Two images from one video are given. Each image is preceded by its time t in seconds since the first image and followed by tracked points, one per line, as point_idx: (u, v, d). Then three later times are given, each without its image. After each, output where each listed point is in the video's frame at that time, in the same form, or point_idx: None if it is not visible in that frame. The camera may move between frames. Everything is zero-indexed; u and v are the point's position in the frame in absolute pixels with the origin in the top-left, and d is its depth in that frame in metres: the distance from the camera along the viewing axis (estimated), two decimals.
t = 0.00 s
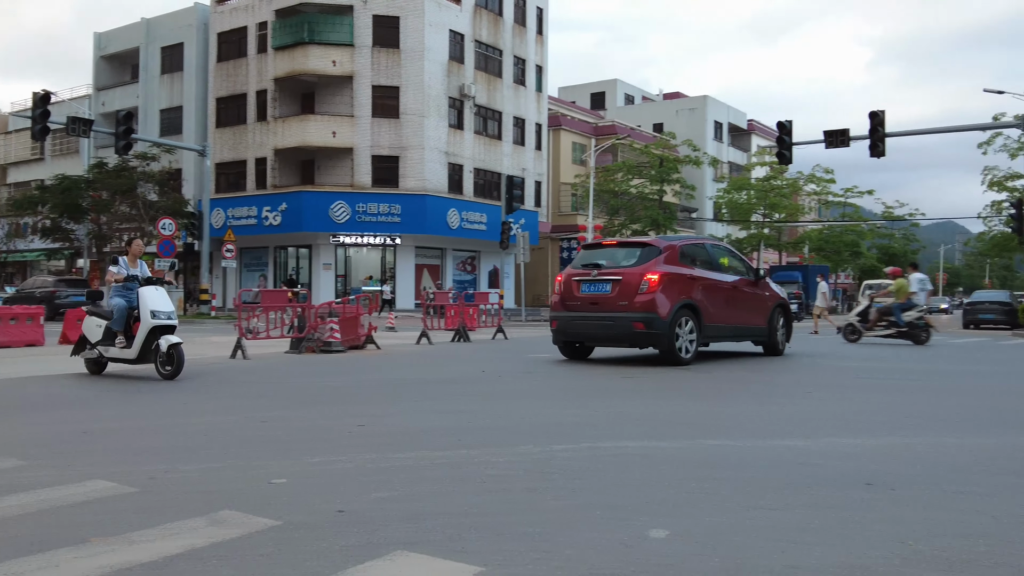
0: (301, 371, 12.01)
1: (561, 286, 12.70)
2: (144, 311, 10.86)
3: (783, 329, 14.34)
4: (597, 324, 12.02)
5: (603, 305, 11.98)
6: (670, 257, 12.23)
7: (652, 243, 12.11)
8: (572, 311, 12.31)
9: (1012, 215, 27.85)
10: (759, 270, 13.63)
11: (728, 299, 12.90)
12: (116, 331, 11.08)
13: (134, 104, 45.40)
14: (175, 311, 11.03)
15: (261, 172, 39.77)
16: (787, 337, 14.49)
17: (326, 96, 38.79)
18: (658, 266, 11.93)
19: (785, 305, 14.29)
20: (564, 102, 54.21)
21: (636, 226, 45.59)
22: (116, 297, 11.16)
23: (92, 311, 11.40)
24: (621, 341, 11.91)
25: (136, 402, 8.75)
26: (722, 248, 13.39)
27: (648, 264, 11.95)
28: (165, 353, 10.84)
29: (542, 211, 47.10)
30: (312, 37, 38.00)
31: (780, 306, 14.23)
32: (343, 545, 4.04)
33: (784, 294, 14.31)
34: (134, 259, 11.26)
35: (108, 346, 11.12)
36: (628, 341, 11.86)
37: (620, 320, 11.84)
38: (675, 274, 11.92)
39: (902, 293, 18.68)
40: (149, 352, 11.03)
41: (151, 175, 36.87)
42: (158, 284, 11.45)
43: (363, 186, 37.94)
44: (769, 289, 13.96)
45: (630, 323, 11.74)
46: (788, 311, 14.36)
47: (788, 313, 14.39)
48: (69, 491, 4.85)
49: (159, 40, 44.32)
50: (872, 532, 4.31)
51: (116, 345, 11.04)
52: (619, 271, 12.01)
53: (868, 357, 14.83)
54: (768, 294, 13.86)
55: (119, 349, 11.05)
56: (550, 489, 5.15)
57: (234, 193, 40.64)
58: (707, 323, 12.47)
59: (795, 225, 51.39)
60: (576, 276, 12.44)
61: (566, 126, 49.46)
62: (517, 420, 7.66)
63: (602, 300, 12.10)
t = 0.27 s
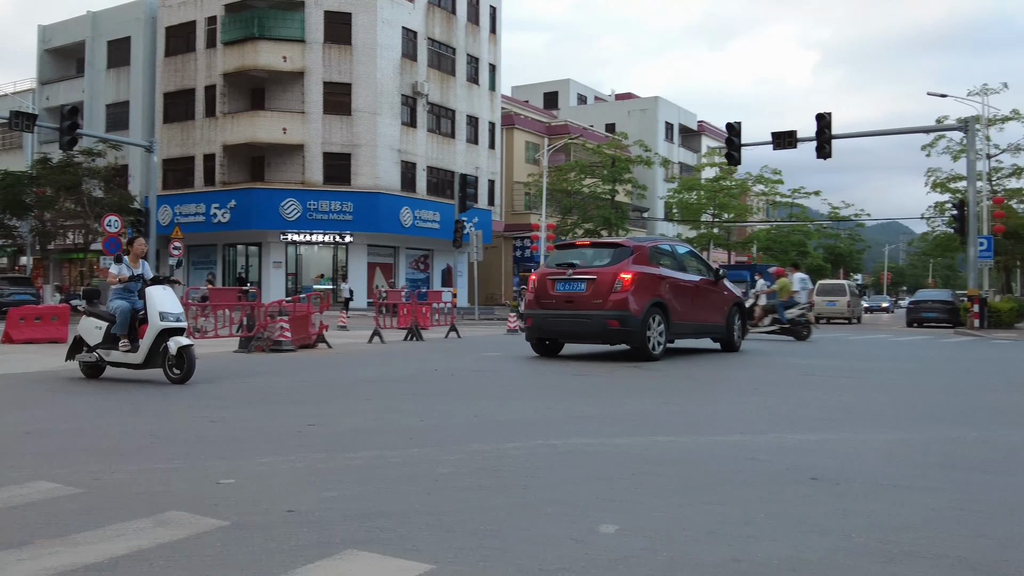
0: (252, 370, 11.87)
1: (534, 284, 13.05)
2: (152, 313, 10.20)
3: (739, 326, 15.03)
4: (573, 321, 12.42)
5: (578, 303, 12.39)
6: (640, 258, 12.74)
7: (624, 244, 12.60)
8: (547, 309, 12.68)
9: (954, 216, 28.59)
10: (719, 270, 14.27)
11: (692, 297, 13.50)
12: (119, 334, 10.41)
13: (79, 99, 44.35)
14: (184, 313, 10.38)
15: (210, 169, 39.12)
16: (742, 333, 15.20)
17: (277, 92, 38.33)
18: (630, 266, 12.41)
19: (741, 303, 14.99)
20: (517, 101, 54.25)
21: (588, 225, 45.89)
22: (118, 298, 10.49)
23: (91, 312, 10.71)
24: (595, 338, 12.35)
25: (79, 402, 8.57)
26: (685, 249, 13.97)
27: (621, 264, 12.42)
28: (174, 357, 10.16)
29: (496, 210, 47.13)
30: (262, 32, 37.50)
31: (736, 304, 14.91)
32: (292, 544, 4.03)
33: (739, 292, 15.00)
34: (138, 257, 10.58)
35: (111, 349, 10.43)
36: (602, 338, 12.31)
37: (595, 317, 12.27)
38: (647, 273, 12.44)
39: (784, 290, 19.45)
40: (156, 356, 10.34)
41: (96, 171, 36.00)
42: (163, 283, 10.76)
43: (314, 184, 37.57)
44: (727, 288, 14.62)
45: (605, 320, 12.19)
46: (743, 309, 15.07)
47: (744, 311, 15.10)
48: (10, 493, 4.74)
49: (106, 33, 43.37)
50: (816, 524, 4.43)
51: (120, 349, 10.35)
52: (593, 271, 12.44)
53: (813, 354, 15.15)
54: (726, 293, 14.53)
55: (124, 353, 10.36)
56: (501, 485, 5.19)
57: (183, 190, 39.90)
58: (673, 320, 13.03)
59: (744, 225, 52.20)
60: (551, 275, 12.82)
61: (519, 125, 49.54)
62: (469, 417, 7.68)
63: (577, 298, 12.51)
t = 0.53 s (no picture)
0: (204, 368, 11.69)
1: (510, 280, 13.44)
2: (184, 310, 9.41)
3: (700, 321, 15.69)
4: (550, 317, 12.87)
5: (555, 299, 12.84)
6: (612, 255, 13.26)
7: (598, 242, 13.09)
8: (523, 305, 13.09)
9: (902, 214, 29.22)
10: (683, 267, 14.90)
11: (659, 293, 14.09)
12: (146, 332, 9.63)
13: (25, 91, 43.20)
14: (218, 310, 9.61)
15: (161, 163, 38.41)
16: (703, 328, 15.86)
17: (230, 86, 37.76)
18: (604, 264, 12.92)
19: (703, 300, 15.66)
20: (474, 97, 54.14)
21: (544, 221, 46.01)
22: (144, 294, 9.69)
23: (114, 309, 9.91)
24: (571, 332, 12.83)
25: (25, 401, 8.35)
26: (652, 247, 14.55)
27: (595, 261, 12.92)
28: (209, 357, 9.38)
29: (452, 206, 47.01)
30: (214, 24, 36.89)
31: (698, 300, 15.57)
32: (244, 543, 3.99)
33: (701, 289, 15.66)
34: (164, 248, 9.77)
35: (138, 349, 9.65)
36: (578, 332, 12.80)
37: (571, 312, 12.74)
38: (621, 271, 12.96)
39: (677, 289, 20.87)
40: (188, 357, 9.54)
41: (44, 164, 35.12)
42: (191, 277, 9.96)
43: (268, 178, 37.08)
44: (690, 285, 15.25)
45: (581, 315, 12.68)
46: (704, 304, 15.72)
47: (704, 307, 15.76)
48: None
49: (53, 24, 42.34)
50: (766, 517, 4.50)
51: (148, 348, 9.57)
52: (569, 267, 12.89)
53: (766, 349, 15.38)
54: (690, 289, 15.17)
55: (153, 354, 9.58)
56: (457, 482, 5.19)
57: (133, 184, 39.11)
58: (643, 315, 13.61)
59: (698, 222, 52.78)
60: (527, 271, 13.23)
61: (476, 122, 49.44)
62: (426, 414, 7.67)
63: (553, 294, 12.96)
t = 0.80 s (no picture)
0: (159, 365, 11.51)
1: (488, 277, 13.94)
2: (252, 306, 8.90)
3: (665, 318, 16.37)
4: (527, 311, 13.39)
5: (532, 294, 13.37)
6: (587, 253, 13.86)
7: (574, 241, 13.66)
8: (502, 300, 13.60)
9: (855, 211, 29.80)
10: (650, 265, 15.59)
11: (629, 289, 14.74)
12: (206, 331, 9.07)
13: None
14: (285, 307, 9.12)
15: (114, 156, 37.68)
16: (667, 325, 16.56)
17: (185, 78, 37.15)
18: (579, 261, 13.50)
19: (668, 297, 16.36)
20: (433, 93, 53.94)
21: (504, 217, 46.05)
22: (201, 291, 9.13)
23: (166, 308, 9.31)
24: (548, 326, 13.38)
25: None
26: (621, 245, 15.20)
27: (571, 259, 13.49)
28: (279, 358, 8.85)
29: (412, 201, 46.80)
30: (169, 16, 36.24)
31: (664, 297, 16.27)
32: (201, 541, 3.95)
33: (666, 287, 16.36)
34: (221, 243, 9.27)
35: (196, 349, 9.08)
36: (555, 326, 13.35)
37: (548, 307, 13.28)
38: (595, 268, 13.55)
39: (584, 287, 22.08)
40: (255, 358, 8.97)
41: None
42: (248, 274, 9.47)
43: (223, 172, 36.52)
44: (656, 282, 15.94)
45: (558, 310, 13.24)
46: (669, 301, 16.42)
47: (669, 304, 16.46)
48: None
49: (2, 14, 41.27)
50: (723, 510, 4.59)
51: (208, 348, 9.00)
52: (546, 265, 13.44)
53: (722, 344, 15.59)
54: (656, 286, 15.86)
55: (216, 354, 9.00)
56: (415, 478, 5.19)
57: (85, 178, 38.30)
58: (615, 311, 14.24)
59: (656, 219, 53.26)
60: (505, 268, 13.75)
61: (435, 117, 49.26)
62: (385, 410, 7.65)
63: (530, 290, 13.50)
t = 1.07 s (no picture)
0: (119, 361, 11.35)
1: (468, 272, 14.11)
2: (360, 303, 8.39)
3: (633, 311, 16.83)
4: (508, 306, 13.63)
5: (513, 290, 13.61)
6: (564, 249, 14.17)
7: (553, 237, 13.96)
8: (483, 295, 13.79)
9: (816, 208, 30.23)
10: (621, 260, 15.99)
11: (603, 284, 15.13)
12: (308, 329, 8.55)
13: None
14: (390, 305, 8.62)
15: (73, 149, 37.02)
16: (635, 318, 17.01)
17: (145, 71, 36.58)
18: (558, 257, 13.81)
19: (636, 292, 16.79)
20: (398, 87, 53.68)
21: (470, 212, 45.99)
22: (298, 287, 8.59)
23: (256, 305, 8.76)
24: (529, 321, 13.65)
25: None
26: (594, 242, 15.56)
27: (551, 255, 13.79)
28: (390, 358, 8.38)
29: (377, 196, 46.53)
30: (129, 7, 35.66)
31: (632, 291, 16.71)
32: (163, 538, 3.92)
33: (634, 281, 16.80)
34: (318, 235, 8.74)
35: (295, 350, 8.55)
36: (536, 321, 13.64)
37: (529, 302, 13.55)
38: (573, 264, 13.89)
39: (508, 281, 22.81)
40: (363, 359, 8.47)
41: None
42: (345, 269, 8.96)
43: (184, 166, 36.00)
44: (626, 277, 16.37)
45: (539, 305, 13.52)
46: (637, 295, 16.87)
47: (637, 297, 16.91)
48: None
49: None
50: (685, 502, 4.66)
51: (311, 348, 8.48)
52: (526, 261, 13.70)
53: (685, 339, 15.74)
54: (626, 281, 16.28)
55: (319, 354, 8.48)
56: (380, 473, 5.19)
57: (42, 171, 37.58)
58: (591, 305, 14.61)
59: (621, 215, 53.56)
60: (485, 263, 13.94)
61: (400, 111, 48.98)
62: (350, 406, 7.62)
63: (511, 285, 13.73)
